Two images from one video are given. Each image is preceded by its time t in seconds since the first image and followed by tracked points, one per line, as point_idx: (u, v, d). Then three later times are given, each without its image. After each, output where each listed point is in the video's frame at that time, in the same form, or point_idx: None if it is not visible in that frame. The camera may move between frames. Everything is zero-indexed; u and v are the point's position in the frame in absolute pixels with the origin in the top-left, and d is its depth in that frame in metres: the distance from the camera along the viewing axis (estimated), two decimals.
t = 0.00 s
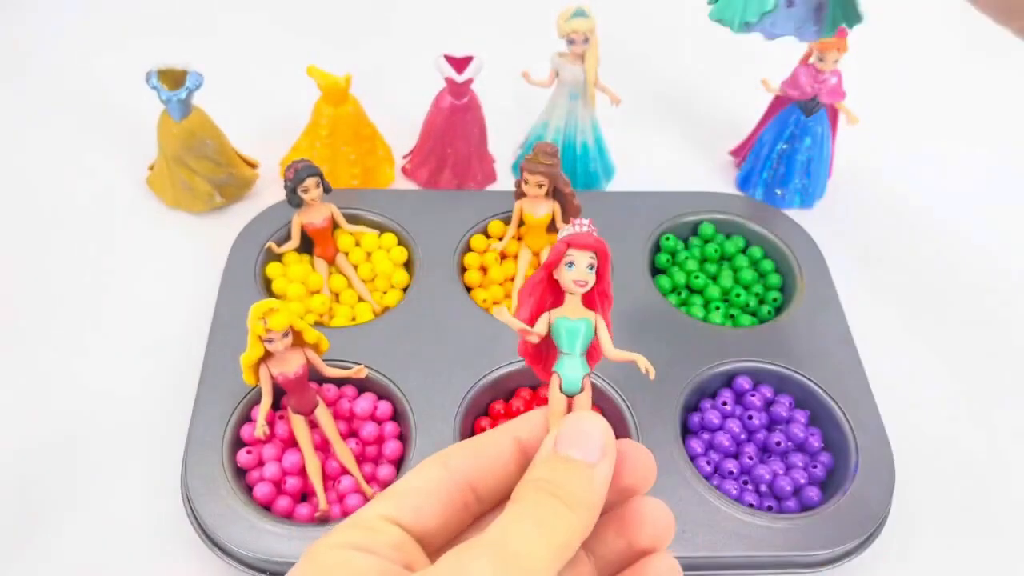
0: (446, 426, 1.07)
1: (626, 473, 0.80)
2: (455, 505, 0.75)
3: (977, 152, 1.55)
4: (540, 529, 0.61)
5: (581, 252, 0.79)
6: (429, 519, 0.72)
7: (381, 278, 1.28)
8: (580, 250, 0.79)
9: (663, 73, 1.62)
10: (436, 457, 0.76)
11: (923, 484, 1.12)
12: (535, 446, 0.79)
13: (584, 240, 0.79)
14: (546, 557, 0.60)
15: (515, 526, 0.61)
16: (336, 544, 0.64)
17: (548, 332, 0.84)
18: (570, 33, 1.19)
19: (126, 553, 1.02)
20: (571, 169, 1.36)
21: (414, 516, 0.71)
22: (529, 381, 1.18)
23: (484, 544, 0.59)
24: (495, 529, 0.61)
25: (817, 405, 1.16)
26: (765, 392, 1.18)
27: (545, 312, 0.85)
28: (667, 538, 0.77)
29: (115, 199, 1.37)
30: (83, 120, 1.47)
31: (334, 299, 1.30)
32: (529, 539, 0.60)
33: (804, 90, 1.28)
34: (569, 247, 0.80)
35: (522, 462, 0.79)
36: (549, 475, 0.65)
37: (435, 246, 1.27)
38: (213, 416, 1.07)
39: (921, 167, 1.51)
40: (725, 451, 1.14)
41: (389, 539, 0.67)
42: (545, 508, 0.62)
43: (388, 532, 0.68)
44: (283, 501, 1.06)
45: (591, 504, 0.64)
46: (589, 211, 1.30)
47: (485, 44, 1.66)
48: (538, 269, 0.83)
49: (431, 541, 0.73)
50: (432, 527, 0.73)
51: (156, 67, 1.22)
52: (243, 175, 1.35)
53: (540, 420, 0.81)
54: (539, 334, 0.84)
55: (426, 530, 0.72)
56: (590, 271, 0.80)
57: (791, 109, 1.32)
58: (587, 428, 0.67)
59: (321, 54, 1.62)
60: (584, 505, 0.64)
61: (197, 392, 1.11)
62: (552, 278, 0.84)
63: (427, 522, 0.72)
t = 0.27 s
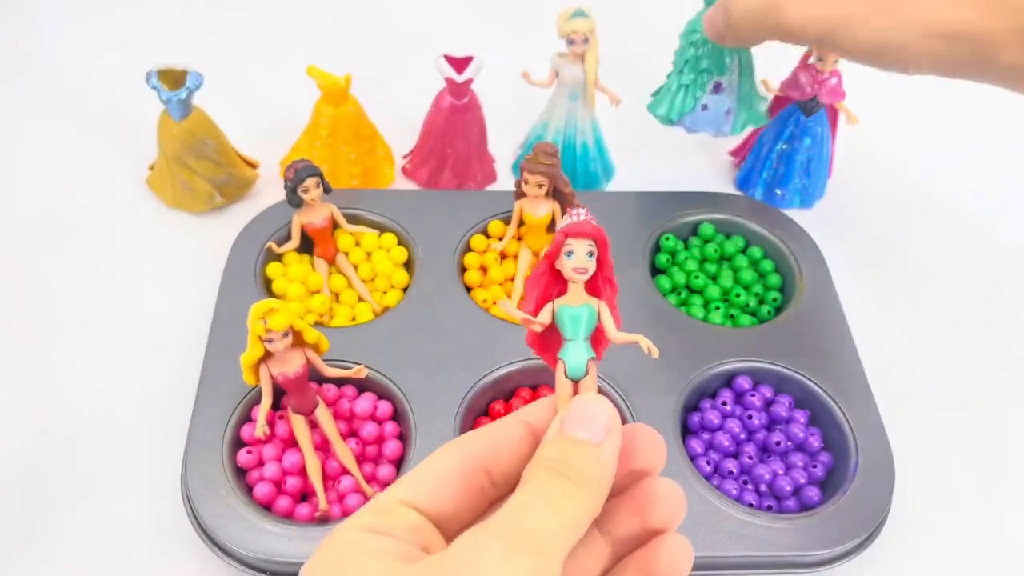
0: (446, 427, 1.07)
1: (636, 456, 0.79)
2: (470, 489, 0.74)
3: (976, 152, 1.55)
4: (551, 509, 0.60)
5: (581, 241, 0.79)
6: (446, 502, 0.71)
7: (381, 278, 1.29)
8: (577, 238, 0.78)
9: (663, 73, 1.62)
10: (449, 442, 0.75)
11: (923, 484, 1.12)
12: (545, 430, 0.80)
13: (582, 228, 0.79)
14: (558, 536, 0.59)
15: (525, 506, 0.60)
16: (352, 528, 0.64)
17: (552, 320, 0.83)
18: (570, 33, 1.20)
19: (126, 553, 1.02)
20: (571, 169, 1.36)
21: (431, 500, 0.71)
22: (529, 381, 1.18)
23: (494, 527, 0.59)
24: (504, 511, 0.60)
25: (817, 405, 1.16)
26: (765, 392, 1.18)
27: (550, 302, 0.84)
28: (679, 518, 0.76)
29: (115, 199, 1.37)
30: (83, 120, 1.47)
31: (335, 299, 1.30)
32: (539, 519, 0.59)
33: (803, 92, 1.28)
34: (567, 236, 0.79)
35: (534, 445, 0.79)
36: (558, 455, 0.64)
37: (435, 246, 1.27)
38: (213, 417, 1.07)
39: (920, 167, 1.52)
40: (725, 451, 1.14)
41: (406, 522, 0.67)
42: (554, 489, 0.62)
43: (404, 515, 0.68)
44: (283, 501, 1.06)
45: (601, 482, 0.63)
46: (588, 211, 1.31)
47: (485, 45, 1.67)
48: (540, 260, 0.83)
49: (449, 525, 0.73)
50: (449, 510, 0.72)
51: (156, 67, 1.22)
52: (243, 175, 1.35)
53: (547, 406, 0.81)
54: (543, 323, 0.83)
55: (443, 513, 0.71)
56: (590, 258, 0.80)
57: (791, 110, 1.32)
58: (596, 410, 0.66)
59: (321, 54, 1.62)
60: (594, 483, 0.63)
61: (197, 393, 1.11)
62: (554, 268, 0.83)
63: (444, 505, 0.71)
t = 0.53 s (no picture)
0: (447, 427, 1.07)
1: (619, 446, 0.79)
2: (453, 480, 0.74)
3: (976, 152, 1.55)
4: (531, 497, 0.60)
5: (565, 232, 0.80)
6: (428, 492, 0.72)
7: (381, 277, 1.29)
8: (561, 229, 0.79)
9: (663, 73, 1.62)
10: (432, 433, 0.75)
11: (923, 484, 1.12)
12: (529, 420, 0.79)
13: (566, 218, 0.80)
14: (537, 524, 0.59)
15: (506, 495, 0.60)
16: (334, 517, 0.64)
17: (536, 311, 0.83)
18: (570, 33, 1.20)
19: (127, 553, 1.02)
20: (571, 169, 1.36)
21: (414, 488, 0.71)
22: (529, 381, 1.18)
23: (474, 516, 0.59)
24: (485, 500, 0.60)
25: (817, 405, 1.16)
26: (765, 392, 1.18)
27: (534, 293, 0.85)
28: (661, 507, 0.75)
29: (115, 199, 1.37)
30: (82, 120, 1.47)
31: (334, 299, 1.30)
32: (518, 509, 0.59)
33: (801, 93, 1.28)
34: (552, 227, 0.80)
35: (516, 435, 0.78)
36: (540, 443, 0.63)
37: (435, 246, 1.27)
38: (214, 417, 1.07)
39: (920, 167, 1.52)
40: (724, 451, 1.14)
41: (388, 511, 0.67)
42: (535, 478, 0.62)
43: (386, 503, 0.68)
44: (283, 501, 1.06)
45: (582, 469, 0.63)
46: (588, 210, 1.31)
47: (484, 45, 1.67)
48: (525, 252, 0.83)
49: (432, 513, 0.73)
50: (431, 500, 0.72)
51: (156, 68, 1.22)
52: (243, 175, 1.35)
53: (531, 396, 0.80)
54: (527, 314, 0.83)
55: (425, 502, 0.72)
56: (573, 249, 0.81)
57: (791, 110, 1.32)
58: (580, 397, 0.64)
59: (321, 55, 1.62)
60: (574, 471, 0.62)
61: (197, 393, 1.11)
62: (540, 261, 0.84)
63: (426, 494, 0.72)
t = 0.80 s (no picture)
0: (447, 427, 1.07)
1: (617, 449, 0.79)
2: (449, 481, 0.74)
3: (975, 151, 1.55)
4: (528, 497, 0.60)
5: (565, 236, 0.80)
6: (424, 494, 0.72)
7: (381, 278, 1.29)
8: (560, 234, 0.79)
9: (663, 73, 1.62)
10: (429, 434, 0.75)
11: (924, 483, 1.12)
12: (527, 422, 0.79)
13: (566, 222, 0.79)
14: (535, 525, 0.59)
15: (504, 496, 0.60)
16: (330, 520, 0.64)
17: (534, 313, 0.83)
18: (570, 33, 1.20)
19: (127, 553, 1.02)
20: (571, 169, 1.36)
21: (410, 490, 0.71)
22: (529, 381, 1.18)
23: (472, 516, 0.59)
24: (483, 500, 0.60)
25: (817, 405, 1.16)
26: (765, 392, 1.18)
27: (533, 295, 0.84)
28: (657, 510, 0.75)
29: (115, 199, 1.37)
30: (82, 120, 1.47)
31: (334, 299, 1.30)
32: (516, 509, 0.59)
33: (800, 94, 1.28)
34: (551, 232, 0.80)
35: (514, 437, 0.78)
36: (537, 445, 0.64)
37: (435, 246, 1.27)
38: (214, 417, 1.07)
39: (920, 166, 1.52)
40: (724, 451, 1.14)
41: (384, 512, 0.67)
42: (533, 479, 0.62)
43: (383, 504, 0.68)
44: (283, 501, 1.06)
45: (579, 472, 0.63)
46: (588, 210, 1.31)
47: (485, 45, 1.67)
48: (524, 255, 0.83)
49: (428, 513, 0.73)
50: (427, 501, 0.72)
51: (156, 68, 1.22)
52: (243, 175, 1.35)
53: (529, 398, 0.80)
54: (525, 316, 0.83)
55: (421, 503, 0.72)
56: (572, 253, 0.80)
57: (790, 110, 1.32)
58: (576, 402, 0.65)
59: (321, 55, 1.62)
60: (572, 473, 0.62)
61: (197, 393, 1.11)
62: (538, 263, 0.83)
63: (422, 495, 0.72)
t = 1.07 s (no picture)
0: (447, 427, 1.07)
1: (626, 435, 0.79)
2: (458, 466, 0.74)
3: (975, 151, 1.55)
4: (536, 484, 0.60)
5: (576, 220, 0.80)
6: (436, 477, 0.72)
7: (381, 277, 1.29)
8: (570, 217, 0.79)
9: (663, 72, 1.62)
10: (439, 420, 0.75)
11: (923, 483, 1.12)
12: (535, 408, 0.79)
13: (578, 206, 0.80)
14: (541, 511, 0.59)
15: (512, 481, 0.60)
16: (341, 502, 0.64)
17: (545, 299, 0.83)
18: (570, 33, 1.20)
19: (127, 553, 1.02)
20: (571, 169, 1.37)
21: (421, 473, 0.71)
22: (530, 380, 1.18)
23: (481, 500, 0.59)
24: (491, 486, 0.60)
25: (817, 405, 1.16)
26: (765, 392, 1.18)
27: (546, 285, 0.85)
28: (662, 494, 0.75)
29: (115, 199, 1.37)
30: (82, 120, 1.47)
31: (334, 299, 1.30)
32: (526, 494, 0.59)
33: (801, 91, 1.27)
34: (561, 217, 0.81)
35: (524, 422, 0.79)
36: (547, 430, 0.63)
37: (435, 246, 1.27)
38: (214, 417, 1.07)
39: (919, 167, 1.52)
40: (724, 451, 1.14)
41: (394, 495, 0.67)
42: (542, 463, 0.61)
43: (394, 487, 0.68)
44: (284, 501, 1.06)
45: (587, 459, 0.62)
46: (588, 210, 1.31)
47: (485, 45, 1.67)
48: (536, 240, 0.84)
49: (437, 497, 0.73)
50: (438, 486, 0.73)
51: (156, 68, 1.22)
52: (243, 175, 1.35)
53: (537, 384, 0.81)
54: (535, 302, 0.83)
55: (431, 487, 0.72)
56: (582, 238, 0.81)
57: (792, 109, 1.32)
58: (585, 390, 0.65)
59: (321, 55, 1.62)
60: (580, 459, 0.62)
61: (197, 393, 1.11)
62: (549, 248, 0.84)
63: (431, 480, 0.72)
